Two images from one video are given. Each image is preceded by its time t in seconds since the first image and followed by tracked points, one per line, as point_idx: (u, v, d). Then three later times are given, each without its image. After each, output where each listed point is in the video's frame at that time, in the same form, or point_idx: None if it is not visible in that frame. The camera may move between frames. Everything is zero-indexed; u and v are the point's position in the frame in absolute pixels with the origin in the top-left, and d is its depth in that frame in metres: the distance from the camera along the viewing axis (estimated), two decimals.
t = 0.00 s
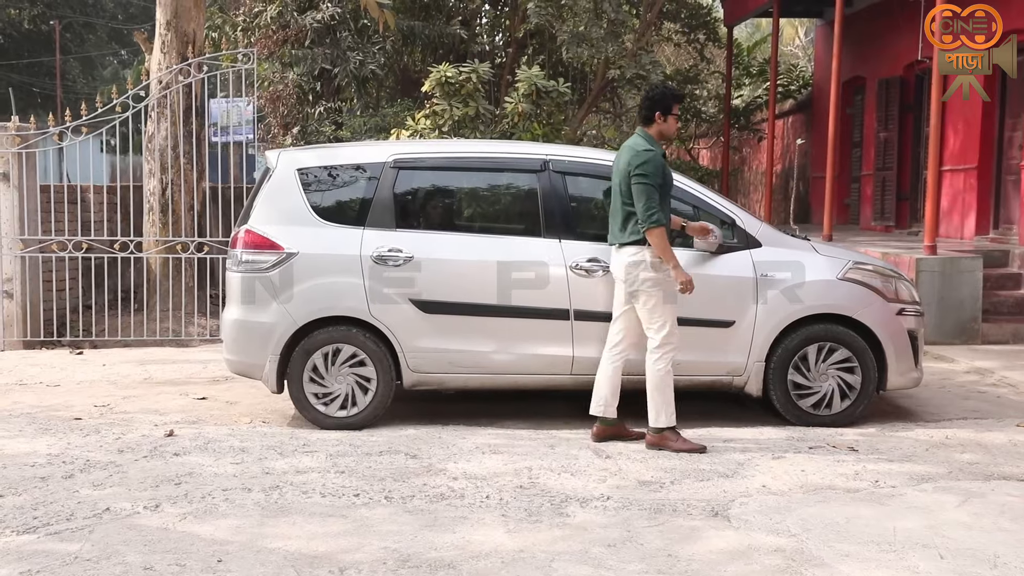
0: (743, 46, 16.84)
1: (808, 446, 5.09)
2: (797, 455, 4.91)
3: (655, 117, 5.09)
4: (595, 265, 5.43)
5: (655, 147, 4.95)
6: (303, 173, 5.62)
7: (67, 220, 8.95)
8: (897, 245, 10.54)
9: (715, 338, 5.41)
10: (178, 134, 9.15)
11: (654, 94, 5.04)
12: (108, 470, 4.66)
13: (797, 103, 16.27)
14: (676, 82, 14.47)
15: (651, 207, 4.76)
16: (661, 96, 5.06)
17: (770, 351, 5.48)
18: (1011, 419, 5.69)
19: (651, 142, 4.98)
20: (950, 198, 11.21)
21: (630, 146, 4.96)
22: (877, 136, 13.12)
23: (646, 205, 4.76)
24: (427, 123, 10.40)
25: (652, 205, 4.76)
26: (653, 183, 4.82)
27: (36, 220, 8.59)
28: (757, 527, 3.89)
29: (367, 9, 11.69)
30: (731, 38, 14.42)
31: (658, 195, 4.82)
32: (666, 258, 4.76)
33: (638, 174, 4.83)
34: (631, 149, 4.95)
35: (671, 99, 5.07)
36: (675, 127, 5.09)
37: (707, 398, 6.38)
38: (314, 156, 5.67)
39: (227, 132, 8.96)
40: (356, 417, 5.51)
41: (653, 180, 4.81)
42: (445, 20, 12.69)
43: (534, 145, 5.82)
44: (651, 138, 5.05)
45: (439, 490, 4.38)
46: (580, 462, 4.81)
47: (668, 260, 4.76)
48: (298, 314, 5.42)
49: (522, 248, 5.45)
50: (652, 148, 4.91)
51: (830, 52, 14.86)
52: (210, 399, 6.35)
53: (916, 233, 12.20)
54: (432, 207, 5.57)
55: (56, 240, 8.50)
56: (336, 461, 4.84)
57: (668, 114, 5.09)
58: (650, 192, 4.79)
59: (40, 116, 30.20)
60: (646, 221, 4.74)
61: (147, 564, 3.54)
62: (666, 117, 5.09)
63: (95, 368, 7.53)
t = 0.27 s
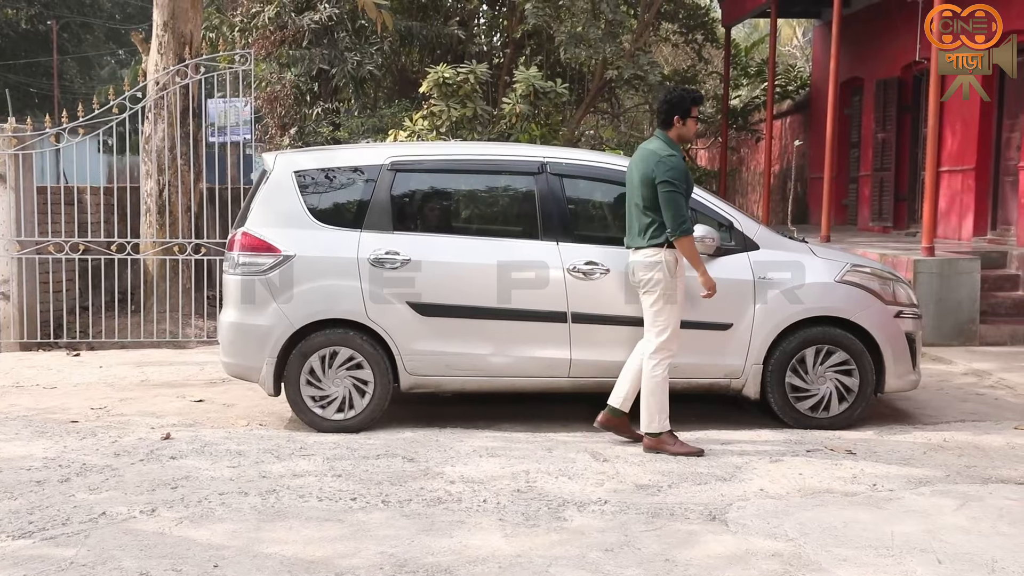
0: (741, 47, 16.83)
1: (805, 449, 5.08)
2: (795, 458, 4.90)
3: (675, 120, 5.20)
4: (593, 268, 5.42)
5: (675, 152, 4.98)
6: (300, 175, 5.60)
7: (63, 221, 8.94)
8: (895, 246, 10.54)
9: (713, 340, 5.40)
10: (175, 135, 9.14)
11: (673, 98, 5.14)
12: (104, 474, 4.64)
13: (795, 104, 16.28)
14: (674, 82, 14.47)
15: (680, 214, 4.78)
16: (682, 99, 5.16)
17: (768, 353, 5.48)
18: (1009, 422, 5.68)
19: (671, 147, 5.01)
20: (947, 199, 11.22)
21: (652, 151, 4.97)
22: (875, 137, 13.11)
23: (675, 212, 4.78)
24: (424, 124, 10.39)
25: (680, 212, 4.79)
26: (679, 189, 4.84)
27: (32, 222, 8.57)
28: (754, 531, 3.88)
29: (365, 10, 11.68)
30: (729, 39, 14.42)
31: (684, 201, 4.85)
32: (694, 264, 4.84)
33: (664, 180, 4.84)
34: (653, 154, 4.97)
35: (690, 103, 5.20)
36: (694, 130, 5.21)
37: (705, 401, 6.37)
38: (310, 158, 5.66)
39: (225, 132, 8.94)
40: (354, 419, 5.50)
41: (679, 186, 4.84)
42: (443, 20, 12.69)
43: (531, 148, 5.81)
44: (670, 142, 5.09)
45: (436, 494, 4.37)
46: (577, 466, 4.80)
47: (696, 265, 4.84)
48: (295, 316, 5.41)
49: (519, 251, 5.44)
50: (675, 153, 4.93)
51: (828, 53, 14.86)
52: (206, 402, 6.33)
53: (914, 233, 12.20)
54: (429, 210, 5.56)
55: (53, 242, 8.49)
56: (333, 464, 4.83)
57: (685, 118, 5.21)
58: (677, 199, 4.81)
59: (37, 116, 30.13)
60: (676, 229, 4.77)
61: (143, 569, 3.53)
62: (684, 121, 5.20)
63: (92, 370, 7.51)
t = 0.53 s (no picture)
0: (740, 48, 16.81)
1: (804, 454, 5.07)
2: (794, 464, 4.89)
3: (682, 125, 5.09)
4: (591, 273, 5.41)
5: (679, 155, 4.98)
6: (298, 179, 5.59)
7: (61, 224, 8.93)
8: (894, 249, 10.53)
9: (713, 346, 5.39)
10: (173, 138, 9.13)
11: (678, 103, 5.05)
12: (101, 481, 4.63)
13: (794, 105, 16.27)
14: (673, 84, 14.47)
15: (681, 217, 4.78)
16: (686, 105, 5.06)
17: (767, 358, 5.47)
18: (1009, 427, 5.67)
19: (675, 150, 5.01)
20: (946, 201, 11.22)
21: (655, 155, 4.98)
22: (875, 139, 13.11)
23: (676, 215, 4.78)
24: (423, 127, 10.37)
25: (681, 215, 4.79)
26: (681, 191, 4.84)
27: (31, 226, 8.56)
28: (752, 538, 3.87)
29: (364, 12, 11.67)
30: (728, 40, 14.41)
31: (686, 204, 4.85)
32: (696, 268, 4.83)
33: (666, 183, 4.84)
34: (656, 158, 4.97)
35: (696, 108, 5.08)
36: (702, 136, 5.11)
37: (703, 405, 6.36)
38: (308, 162, 5.65)
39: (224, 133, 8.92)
40: (352, 425, 5.49)
41: (681, 189, 4.83)
42: (441, 22, 12.69)
43: (530, 152, 5.80)
44: (675, 146, 5.07)
45: (434, 501, 4.35)
46: (575, 472, 4.79)
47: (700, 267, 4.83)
48: (293, 321, 5.40)
49: (517, 255, 5.44)
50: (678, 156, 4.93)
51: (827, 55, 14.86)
52: (205, 406, 6.32)
53: (913, 235, 12.19)
54: (427, 214, 5.55)
55: (51, 245, 8.48)
56: (331, 470, 4.82)
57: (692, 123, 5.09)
58: (679, 202, 4.81)
59: (36, 117, 30.11)
60: (677, 231, 4.77)
61: None
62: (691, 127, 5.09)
63: (90, 374, 7.50)
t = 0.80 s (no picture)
0: (739, 50, 16.81)
1: (803, 459, 5.07)
2: (793, 468, 4.88)
3: (673, 128, 5.13)
4: (590, 277, 5.40)
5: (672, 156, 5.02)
6: (297, 183, 5.59)
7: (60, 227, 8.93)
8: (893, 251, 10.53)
9: (712, 349, 5.39)
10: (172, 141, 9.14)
11: (669, 106, 5.11)
12: (100, 486, 4.63)
13: (794, 107, 16.28)
14: (673, 86, 14.48)
15: (670, 217, 4.82)
16: (676, 106, 5.13)
17: (766, 362, 5.47)
18: (1008, 431, 5.67)
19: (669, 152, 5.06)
20: (946, 204, 11.22)
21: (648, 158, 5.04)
22: (874, 141, 13.11)
23: (665, 216, 4.82)
24: (423, 129, 10.37)
25: (670, 216, 4.83)
26: (671, 192, 4.88)
27: (30, 229, 8.56)
28: (751, 543, 3.87)
29: (364, 14, 11.68)
30: (727, 42, 14.41)
31: (677, 204, 4.88)
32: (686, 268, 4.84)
33: (656, 184, 4.89)
34: (649, 161, 5.03)
35: (686, 109, 5.15)
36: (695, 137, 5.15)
37: (703, 409, 6.35)
38: (307, 166, 5.65)
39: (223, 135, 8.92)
40: (350, 429, 5.49)
41: (671, 189, 4.87)
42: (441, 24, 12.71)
43: (529, 156, 5.80)
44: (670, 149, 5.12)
45: (432, 506, 4.35)
46: (574, 476, 4.79)
47: (685, 268, 4.81)
48: (292, 325, 5.39)
49: (516, 259, 5.43)
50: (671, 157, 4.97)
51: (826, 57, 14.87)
52: (204, 410, 6.32)
53: (913, 237, 12.19)
54: (426, 218, 5.55)
55: (50, 248, 8.48)
56: (330, 475, 4.81)
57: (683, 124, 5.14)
58: (669, 202, 4.85)
59: (35, 118, 30.09)
60: (665, 231, 4.80)
61: None
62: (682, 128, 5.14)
63: (89, 377, 7.50)
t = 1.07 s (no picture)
0: (738, 51, 16.82)
1: (802, 462, 5.07)
2: (792, 472, 4.88)
3: (663, 130, 5.06)
4: (590, 280, 5.40)
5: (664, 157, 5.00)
6: (295, 186, 5.59)
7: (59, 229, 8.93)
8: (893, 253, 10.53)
9: (711, 353, 5.39)
10: (171, 143, 9.14)
11: (658, 108, 5.04)
12: (98, 489, 4.62)
13: (793, 108, 16.29)
14: (672, 87, 14.48)
15: (656, 219, 4.81)
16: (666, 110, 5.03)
17: (765, 365, 5.47)
18: (1007, 434, 5.67)
19: (659, 153, 5.02)
20: (945, 205, 11.22)
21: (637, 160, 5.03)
22: (874, 142, 13.11)
23: (651, 217, 4.83)
24: (422, 131, 10.38)
25: (657, 217, 4.82)
26: (659, 194, 4.86)
27: (29, 231, 8.55)
28: (751, 547, 3.86)
29: (363, 16, 11.67)
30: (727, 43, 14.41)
31: (665, 205, 4.87)
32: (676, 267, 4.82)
33: (643, 187, 4.89)
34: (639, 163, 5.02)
35: (676, 112, 5.03)
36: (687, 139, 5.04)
37: (702, 412, 6.35)
38: (306, 169, 5.65)
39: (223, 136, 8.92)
40: (349, 432, 5.49)
41: (659, 191, 4.85)
42: (439, 26, 12.72)
43: (528, 159, 5.80)
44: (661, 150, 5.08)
45: (431, 509, 4.35)
46: (573, 480, 4.78)
47: (675, 267, 4.81)
48: (291, 328, 5.39)
49: (515, 262, 5.43)
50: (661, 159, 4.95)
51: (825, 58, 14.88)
52: (203, 413, 6.31)
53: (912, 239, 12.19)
54: (426, 220, 5.55)
55: (49, 250, 8.47)
56: (328, 478, 4.81)
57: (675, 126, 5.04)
58: (656, 204, 4.84)
59: (34, 119, 30.07)
60: (653, 233, 4.81)
61: None
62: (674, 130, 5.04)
63: (88, 379, 7.49)
